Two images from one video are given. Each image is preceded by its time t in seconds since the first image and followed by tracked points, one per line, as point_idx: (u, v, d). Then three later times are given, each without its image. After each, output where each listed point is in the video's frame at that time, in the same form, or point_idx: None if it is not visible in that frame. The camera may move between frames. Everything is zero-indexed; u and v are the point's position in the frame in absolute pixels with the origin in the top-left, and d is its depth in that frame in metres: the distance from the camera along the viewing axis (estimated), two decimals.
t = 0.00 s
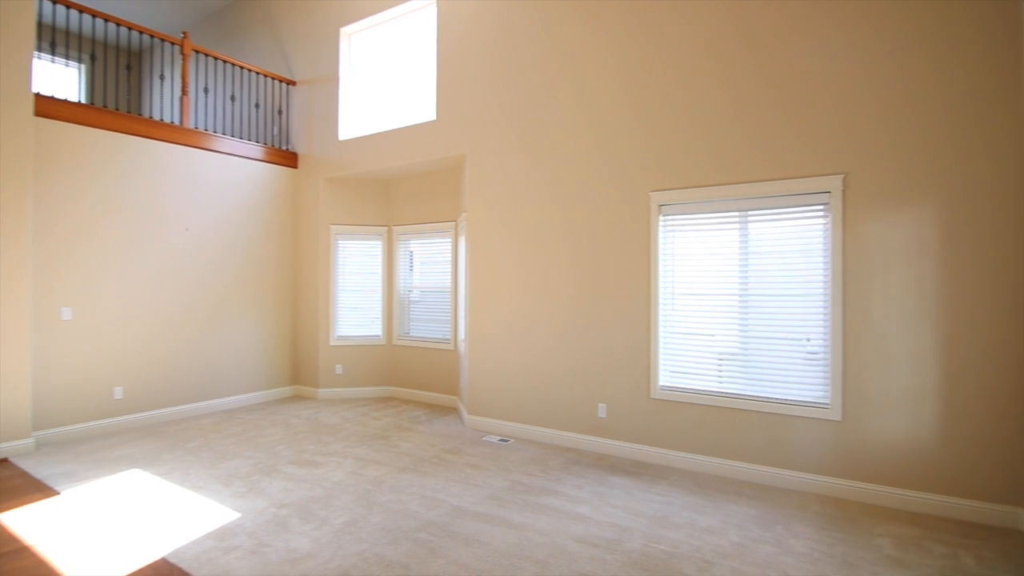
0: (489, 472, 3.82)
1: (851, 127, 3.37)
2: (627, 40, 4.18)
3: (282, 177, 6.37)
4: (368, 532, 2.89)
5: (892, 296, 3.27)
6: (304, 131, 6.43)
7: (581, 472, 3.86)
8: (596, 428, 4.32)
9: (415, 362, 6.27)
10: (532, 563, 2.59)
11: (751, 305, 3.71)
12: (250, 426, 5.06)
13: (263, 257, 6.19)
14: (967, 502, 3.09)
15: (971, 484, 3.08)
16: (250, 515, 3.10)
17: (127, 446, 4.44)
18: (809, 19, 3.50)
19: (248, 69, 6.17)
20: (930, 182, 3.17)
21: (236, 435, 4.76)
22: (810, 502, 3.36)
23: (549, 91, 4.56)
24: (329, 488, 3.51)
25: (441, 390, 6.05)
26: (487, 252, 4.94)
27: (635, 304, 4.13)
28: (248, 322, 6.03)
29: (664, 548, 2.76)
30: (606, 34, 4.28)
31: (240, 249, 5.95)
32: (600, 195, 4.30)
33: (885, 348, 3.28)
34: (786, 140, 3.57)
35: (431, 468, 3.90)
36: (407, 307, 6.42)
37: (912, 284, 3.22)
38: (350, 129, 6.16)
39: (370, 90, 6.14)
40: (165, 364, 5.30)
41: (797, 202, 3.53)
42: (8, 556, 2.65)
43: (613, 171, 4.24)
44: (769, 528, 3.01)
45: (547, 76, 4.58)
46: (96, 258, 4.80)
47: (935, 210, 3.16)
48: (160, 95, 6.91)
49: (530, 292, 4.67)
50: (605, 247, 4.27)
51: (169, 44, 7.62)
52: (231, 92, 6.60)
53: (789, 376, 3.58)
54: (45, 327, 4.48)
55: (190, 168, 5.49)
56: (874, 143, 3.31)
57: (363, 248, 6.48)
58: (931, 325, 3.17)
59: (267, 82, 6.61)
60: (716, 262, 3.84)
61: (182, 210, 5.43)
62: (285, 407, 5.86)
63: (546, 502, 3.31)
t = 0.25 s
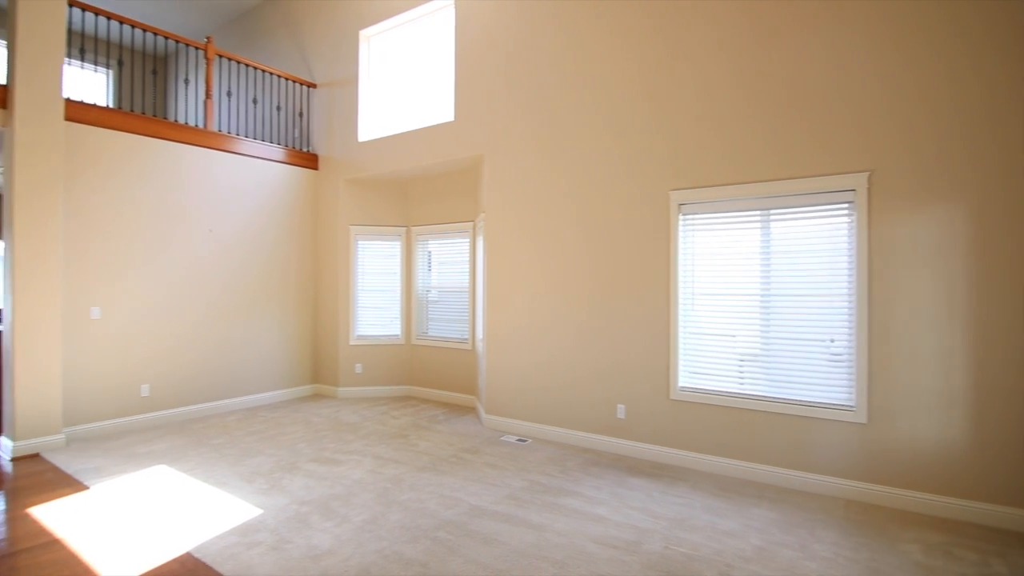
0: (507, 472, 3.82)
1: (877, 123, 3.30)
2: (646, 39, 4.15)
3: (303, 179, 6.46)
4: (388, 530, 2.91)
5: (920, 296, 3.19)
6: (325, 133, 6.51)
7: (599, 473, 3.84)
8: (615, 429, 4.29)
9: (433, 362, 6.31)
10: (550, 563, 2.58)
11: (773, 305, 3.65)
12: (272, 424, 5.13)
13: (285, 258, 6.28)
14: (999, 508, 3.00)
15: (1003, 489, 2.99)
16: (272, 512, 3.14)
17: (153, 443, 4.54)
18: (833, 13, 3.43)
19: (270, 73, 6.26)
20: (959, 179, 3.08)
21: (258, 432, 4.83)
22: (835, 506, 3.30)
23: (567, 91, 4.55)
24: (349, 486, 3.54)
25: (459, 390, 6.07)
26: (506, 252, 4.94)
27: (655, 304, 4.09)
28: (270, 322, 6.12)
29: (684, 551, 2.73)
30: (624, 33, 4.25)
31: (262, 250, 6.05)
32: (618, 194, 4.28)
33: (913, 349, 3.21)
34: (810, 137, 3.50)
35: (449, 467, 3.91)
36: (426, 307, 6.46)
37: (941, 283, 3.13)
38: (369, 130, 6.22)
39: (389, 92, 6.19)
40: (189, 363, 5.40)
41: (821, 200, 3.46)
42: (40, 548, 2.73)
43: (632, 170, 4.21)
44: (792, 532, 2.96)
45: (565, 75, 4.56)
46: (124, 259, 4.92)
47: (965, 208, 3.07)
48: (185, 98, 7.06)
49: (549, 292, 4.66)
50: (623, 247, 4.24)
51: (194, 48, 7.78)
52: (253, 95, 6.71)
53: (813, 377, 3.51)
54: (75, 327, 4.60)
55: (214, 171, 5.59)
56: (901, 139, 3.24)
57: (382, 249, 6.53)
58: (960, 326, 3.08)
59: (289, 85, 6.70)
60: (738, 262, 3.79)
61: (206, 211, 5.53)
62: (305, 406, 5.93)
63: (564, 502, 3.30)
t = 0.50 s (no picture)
0: (528, 472, 3.82)
1: (908, 119, 3.21)
2: (668, 36, 4.10)
3: (327, 180, 6.55)
4: (410, 528, 2.93)
5: (954, 296, 3.09)
6: (348, 135, 6.59)
7: (621, 474, 3.81)
8: (637, 430, 4.25)
9: (455, 361, 6.33)
10: (572, 564, 2.57)
11: (800, 306, 3.59)
12: (296, 422, 5.21)
13: (309, 258, 6.37)
14: None
15: None
16: (297, 508, 3.19)
17: (183, 439, 4.65)
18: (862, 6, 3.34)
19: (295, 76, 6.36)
20: (995, 175, 2.98)
21: (284, 430, 4.92)
22: (864, 511, 3.22)
23: (589, 90, 4.52)
24: (372, 483, 3.58)
25: (481, 390, 6.08)
26: (527, 252, 4.94)
27: (678, 305, 4.04)
28: (295, 321, 6.22)
29: (709, 554, 2.69)
30: (647, 30, 4.21)
31: (287, 250, 6.15)
32: (641, 194, 4.24)
33: (946, 351, 3.11)
34: (838, 133, 3.42)
35: (470, 466, 3.92)
36: (447, 307, 6.49)
37: (976, 284, 3.03)
38: (392, 132, 6.27)
39: (411, 93, 6.23)
40: (216, 361, 5.51)
41: (849, 199, 3.39)
42: (76, 540, 2.82)
43: (654, 169, 4.17)
44: (820, 537, 2.90)
45: (586, 74, 4.54)
46: (155, 260, 5.05)
47: (1001, 205, 2.97)
48: (213, 103, 7.22)
49: (570, 292, 4.64)
50: (646, 246, 4.20)
51: (221, 53, 7.95)
52: (279, 98, 6.82)
53: (841, 380, 3.44)
54: (108, 326, 4.74)
55: (241, 173, 5.70)
56: (933, 135, 3.14)
57: (404, 249, 6.58)
58: (996, 327, 2.98)
59: (313, 88, 6.80)
60: (763, 262, 3.73)
61: (233, 213, 5.65)
62: (329, 404, 6.01)
63: (586, 503, 3.28)
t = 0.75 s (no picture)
0: (549, 472, 3.81)
1: (940, 113, 3.11)
2: (690, 32, 4.04)
3: (349, 182, 6.62)
4: (431, 526, 2.95)
5: (989, 296, 2.99)
6: (370, 137, 6.66)
7: (643, 476, 3.78)
8: (659, 431, 4.21)
9: (475, 361, 6.35)
10: (593, 565, 2.56)
11: (827, 306, 3.51)
12: (319, 420, 5.28)
13: (332, 258, 6.45)
14: None
15: None
16: (320, 505, 3.23)
17: (210, 436, 4.75)
18: None
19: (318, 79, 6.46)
20: None
21: (307, 428, 4.99)
22: (894, 517, 3.13)
23: (609, 88, 4.49)
24: (393, 482, 3.61)
25: (501, 389, 6.09)
26: (547, 251, 4.93)
27: (700, 305, 3.99)
28: (318, 320, 6.30)
29: (732, 558, 2.65)
30: (668, 27, 4.16)
31: (311, 250, 6.23)
32: (662, 192, 4.19)
33: (981, 353, 3.01)
34: (866, 129, 3.34)
35: (491, 466, 3.93)
36: (468, 307, 6.51)
37: (1013, 283, 2.93)
38: (413, 133, 6.32)
39: (431, 94, 6.27)
40: (242, 360, 5.62)
41: (879, 196, 3.30)
42: (108, 533, 2.90)
43: (675, 168, 4.12)
44: (847, 543, 2.83)
45: (607, 72, 4.51)
46: (183, 260, 5.16)
47: None
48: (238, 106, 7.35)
49: (591, 292, 4.62)
50: (667, 246, 4.16)
51: (246, 58, 8.10)
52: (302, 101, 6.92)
53: (870, 382, 3.36)
54: (138, 324, 4.86)
55: (266, 175, 5.80)
56: (967, 130, 3.04)
57: (425, 249, 6.62)
58: None
59: (335, 90, 6.89)
60: (789, 261, 3.66)
61: (258, 214, 5.74)
62: (351, 402, 6.08)
63: (607, 505, 3.26)
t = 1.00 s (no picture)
0: (571, 473, 3.79)
1: (976, 107, 3.01)
2: (714, 28, 3.98)
3: (373, 183, 6.69)
4: (454, 525, 2.96)
5: None
6: (392, 138, 6.73)
7: (666, 478, 3.73)
8: (682, 433, 4.16)
9: (497, 361, 6.36)
10: (616, 567, 2.54)
11: (857, 307, 3.43)
12: (343, 418, 5.35)
13: (356, 259, 6.53)
14: None
15: None
16: (345, 502, 3.27)
17: (238, 432, 4.85)
18: None
19: (342, 82, 6.54)
20: None
21: (331, 425, 5.06)
22: (928, 524, 3.04)
23: (632, 86, 4.45)
24: (416, 480, 3.63)
25: (523, 390, 6.09)
26: (570, 251, 4.92)
27: (725, 305, 3.93)
28: (342, 320, 6.39)
29: (758, 563, 2.61)
30: (691, 23, 4.10)
31: (335, 251, 6.32)
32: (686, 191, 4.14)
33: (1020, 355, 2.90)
34: (899, 124, 3.24)
35: (513, 466, 3.93)
36: (490, 307, 6.52)
37: None
38: (435, 134, 6.36)
39: (453, 95, 6.30)
40: (269, 359, 5.72)
41: (911, 194, 3.21)
42: (140, 526, 2.98)
43: (699, 166, 4.07)
44: (879, 550, 2.76)
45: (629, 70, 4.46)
46: (212, 261, 5.28)
47: None
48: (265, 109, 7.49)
49: (614, 292, 4.59)
50: (691, 245, 4.11)
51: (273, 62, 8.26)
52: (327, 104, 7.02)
53: (902, 384, 3.27)
54: (170, 323, 4.99)
55: (291, 176, 5.90)
56: (1006, 124, 2.93)
57: (447, 250, 6.66)
58: None
59: (358, 93, 6.98)
60: (817, 260, 3.58)
61: (284, 215, 5.85)
62: (375, 401, 6.15)
63: (630, 506, 3.23)
